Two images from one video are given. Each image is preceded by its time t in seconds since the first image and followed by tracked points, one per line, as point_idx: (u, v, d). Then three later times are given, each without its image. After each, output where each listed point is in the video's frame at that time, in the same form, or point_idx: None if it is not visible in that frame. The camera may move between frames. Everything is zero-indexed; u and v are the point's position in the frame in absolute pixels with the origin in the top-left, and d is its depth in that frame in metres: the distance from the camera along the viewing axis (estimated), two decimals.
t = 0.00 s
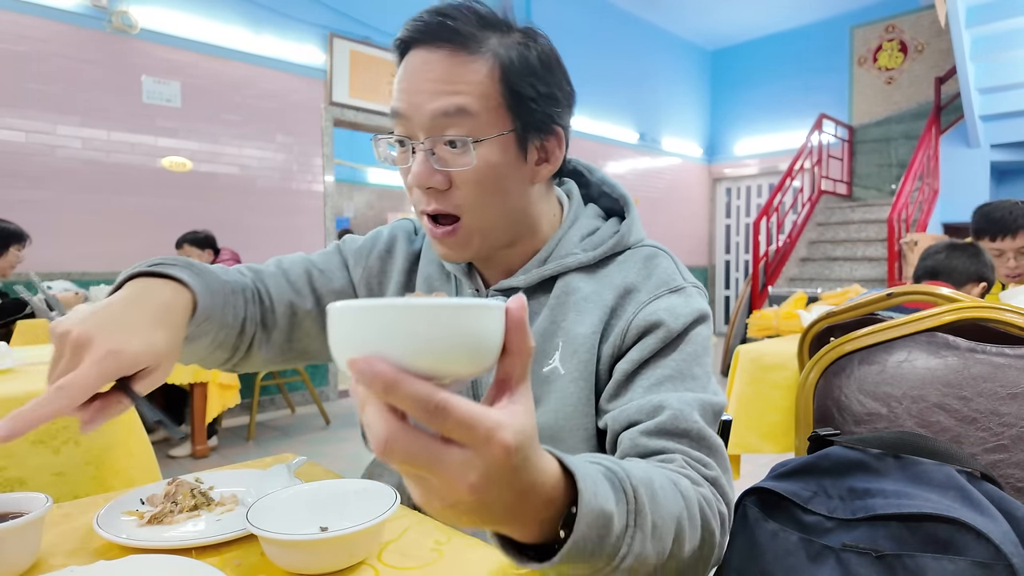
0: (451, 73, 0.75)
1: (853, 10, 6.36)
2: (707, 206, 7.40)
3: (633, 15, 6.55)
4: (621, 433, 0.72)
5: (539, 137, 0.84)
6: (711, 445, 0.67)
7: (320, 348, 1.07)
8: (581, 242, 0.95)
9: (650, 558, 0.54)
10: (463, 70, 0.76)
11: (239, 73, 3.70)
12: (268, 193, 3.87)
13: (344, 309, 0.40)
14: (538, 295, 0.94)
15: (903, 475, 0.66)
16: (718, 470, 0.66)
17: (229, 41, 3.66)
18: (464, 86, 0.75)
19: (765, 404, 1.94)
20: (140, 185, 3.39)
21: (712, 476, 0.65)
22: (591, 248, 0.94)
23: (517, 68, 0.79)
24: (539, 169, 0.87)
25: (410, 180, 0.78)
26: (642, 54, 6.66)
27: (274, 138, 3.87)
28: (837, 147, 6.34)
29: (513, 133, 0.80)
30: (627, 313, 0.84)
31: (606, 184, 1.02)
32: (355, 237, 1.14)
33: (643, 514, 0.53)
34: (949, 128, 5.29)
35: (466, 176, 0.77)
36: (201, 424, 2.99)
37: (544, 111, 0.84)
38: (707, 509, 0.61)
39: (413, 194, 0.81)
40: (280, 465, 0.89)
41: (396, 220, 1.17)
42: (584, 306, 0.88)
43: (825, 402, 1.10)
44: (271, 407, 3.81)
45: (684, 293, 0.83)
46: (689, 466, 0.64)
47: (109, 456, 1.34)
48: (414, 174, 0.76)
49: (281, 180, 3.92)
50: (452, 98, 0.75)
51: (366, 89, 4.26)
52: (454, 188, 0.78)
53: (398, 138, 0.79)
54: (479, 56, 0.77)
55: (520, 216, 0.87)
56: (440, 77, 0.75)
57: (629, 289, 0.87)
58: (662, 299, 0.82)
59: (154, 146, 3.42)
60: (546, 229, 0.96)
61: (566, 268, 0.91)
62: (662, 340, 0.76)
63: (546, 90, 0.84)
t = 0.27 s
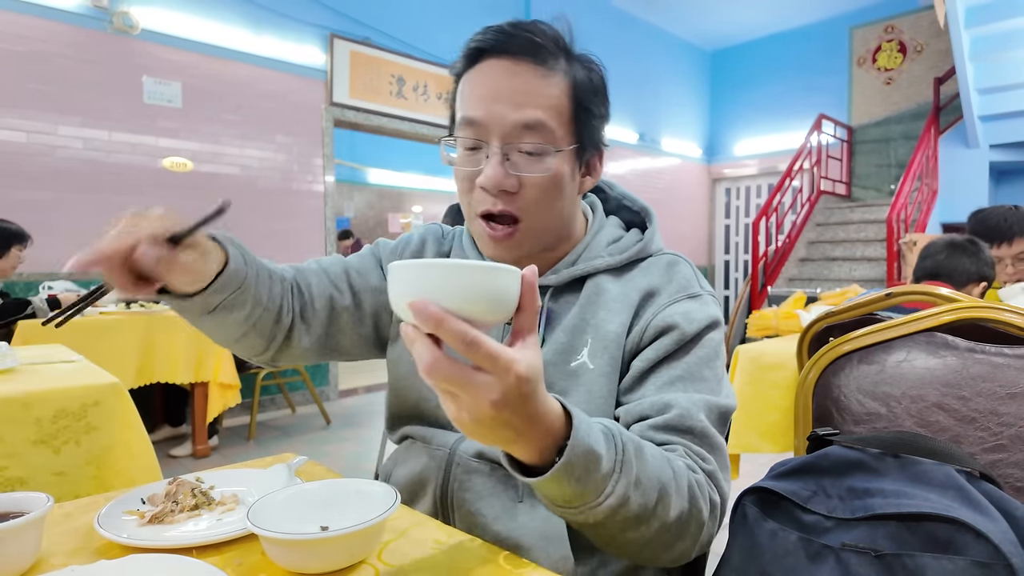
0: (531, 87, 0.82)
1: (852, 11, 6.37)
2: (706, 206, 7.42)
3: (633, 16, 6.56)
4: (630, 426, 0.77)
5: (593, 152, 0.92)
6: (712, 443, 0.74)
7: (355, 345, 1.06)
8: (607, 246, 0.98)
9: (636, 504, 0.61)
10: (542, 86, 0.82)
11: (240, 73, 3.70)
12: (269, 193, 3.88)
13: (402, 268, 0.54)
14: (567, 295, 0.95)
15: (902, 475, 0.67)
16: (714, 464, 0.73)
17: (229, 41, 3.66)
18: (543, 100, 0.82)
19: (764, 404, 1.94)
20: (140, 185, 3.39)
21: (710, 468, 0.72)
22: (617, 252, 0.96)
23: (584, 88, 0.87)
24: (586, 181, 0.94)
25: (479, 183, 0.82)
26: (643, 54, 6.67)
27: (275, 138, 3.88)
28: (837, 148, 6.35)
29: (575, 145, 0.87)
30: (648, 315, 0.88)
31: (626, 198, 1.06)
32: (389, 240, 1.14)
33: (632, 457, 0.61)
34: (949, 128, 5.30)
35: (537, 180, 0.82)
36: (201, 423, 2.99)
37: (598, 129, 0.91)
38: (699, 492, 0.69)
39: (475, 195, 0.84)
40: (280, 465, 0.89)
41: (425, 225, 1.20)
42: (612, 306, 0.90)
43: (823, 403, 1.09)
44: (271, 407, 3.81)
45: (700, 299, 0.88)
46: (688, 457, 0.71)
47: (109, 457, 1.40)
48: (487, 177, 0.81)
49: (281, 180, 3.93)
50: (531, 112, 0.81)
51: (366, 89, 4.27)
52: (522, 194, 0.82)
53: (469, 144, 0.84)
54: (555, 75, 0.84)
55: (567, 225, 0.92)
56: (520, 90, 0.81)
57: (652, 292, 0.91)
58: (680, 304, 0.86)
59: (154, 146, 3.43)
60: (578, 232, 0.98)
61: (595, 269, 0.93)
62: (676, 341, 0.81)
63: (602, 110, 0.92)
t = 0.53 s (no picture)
0: (574, 97, 0.82)
1: (851, 11, 6.37)
2: (706, 206, 7.43)
3: (633, 15, 6.53)
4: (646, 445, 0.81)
5: (622, 165, 0.92)
6: (727, 465, 0.77)
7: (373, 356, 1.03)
8: (626, 253, 0.98)
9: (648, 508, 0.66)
10: (585, 97, 0.83)
11: (240, 73, 3.70)
12: (269, 193, 3.88)
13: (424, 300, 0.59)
14: (584, 298, 0.95)
15: (902, 475, 0.67)
16: (723, 482, 0.77)
17: (229, 41, 3.65)
18: (585, 112, 0.82)
19: (765, 404, 1.94)
20: (140, 185, 3.39)
21: (720, 486, 0.76)
22: (635, 259, 0.96)
23: (623, 103, 0.88)
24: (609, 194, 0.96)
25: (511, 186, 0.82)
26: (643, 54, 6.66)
27: (275, 139, 3.88)
28: (837, 148, 6.35)
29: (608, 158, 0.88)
30: (667, 326, 0.88)
31: (644, 208, 1.06)
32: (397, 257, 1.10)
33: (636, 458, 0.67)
34: (949, 128, 5.30)
35: (569, 189, 0.82)
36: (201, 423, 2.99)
37: (629, 144, 0.92)
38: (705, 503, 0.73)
39: (505, 199, 0.85)
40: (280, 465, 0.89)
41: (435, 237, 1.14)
42: (631, 315, 0.90)
43: (822, 402, 1.09)
44: (271, 407, 3.81)
45: (718, 314, 0.88)
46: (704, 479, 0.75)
47: (108, 458, 1.40)
48: (521, 182, 0.81)
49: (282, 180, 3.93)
50: (572, 121, 0.82)
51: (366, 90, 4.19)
52: (553, 201, 0.83)
53: (505, 146, 0.84)
54: (598, 86, 0.84)
55: (588, 234, 0.93)
56: (566, 100, 0.81)
57: (671, 303, 0.90)
58: (699, 318, 0.87)
59: (154, 147, 3.42)
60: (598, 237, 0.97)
61: (614, 275, 0.93)
62: (693, 356, 0.82)
63: (636, 125, 0.93)
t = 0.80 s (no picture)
0: (591, 103, 0.73)
1: (851, 11, 6.27)
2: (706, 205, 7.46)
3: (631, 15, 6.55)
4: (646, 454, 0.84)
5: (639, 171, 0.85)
6: (729, 474, 0.82)
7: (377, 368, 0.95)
8: (630, 256, 0.96)
9: (647, 518, 0.73)
10: (602, 102, 0.74)
11: (240, 73, 3.70)
12: (270, 193, 3.88)
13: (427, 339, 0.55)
14: (587, 302, 0.94)
15: (901, 475, 0.67)
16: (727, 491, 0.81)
17: (229, 41, 3.65)
18: (602, 119, 0.74)
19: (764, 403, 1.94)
20: (140, 185, 3.39)
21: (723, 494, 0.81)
22: (638, 263, 0.95)
23: (645, 104, 0.76)
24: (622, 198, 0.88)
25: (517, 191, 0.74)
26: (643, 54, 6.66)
27: (275, 139, 3.88)
28: (836, 148, 6.35)
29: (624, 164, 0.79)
30: (672, 334, 0.87)
31: (650, 211, 1.04)
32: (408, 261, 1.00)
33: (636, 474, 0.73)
34: (949, 129, 5.30)
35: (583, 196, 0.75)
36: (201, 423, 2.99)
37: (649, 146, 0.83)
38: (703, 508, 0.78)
39: (517, 202, 0.75)
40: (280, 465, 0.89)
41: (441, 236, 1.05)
42: (634, 321, 0.89)
43: (821, 402, 1.09)
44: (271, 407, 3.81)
45: (724, 321, 0.87)
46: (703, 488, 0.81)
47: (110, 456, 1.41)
48: (535, 186, 0.72)
49: (282, 180, 3.93)
50: (589, 129, 0.73)
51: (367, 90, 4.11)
52: (565, 207, 0.75)
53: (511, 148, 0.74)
54: (620, 89, 0.74)
55: (595, 237, 0.87)
56: (581, 107, 0.73)
57: (673, 308, 0.89)
58: (707, 325, 0.85)
59: (154, 147, 3.43)
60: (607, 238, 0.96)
61: (618, 279, 0.93)
62: (699, 366, 0.83)
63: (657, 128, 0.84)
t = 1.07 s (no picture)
0: (596, 106, 0.81)
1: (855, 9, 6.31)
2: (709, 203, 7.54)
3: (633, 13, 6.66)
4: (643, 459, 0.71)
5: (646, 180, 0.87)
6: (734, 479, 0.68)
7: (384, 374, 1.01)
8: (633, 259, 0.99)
9: (635, 532, 0.64)
10: (604, 104, 0.81)
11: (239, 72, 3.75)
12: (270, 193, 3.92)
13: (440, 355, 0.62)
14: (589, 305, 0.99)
15: (901, 475, 0.66)
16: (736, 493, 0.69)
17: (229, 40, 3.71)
18: (609, 125, 0.82)
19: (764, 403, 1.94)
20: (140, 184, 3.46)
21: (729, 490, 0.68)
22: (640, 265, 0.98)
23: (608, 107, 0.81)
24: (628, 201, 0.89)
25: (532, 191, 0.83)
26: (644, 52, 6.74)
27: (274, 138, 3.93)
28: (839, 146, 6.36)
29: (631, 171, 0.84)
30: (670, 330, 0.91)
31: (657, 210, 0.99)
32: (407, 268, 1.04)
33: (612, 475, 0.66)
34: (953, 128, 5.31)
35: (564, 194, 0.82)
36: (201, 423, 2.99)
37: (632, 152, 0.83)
38: (710, 526, 0.67)
39: (524, 210, 0.84)
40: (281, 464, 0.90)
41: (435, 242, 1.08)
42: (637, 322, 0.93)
43: (822, 402, 1.10)
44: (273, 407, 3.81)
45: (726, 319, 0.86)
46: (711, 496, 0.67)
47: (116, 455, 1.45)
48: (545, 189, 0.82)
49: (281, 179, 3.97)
50: (593, 134, 0.82)
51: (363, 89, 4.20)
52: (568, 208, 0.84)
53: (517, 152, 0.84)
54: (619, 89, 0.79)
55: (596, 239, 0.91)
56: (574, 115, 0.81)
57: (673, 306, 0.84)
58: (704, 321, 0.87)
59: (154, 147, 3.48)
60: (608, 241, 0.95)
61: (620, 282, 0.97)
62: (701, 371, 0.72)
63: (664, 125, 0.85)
